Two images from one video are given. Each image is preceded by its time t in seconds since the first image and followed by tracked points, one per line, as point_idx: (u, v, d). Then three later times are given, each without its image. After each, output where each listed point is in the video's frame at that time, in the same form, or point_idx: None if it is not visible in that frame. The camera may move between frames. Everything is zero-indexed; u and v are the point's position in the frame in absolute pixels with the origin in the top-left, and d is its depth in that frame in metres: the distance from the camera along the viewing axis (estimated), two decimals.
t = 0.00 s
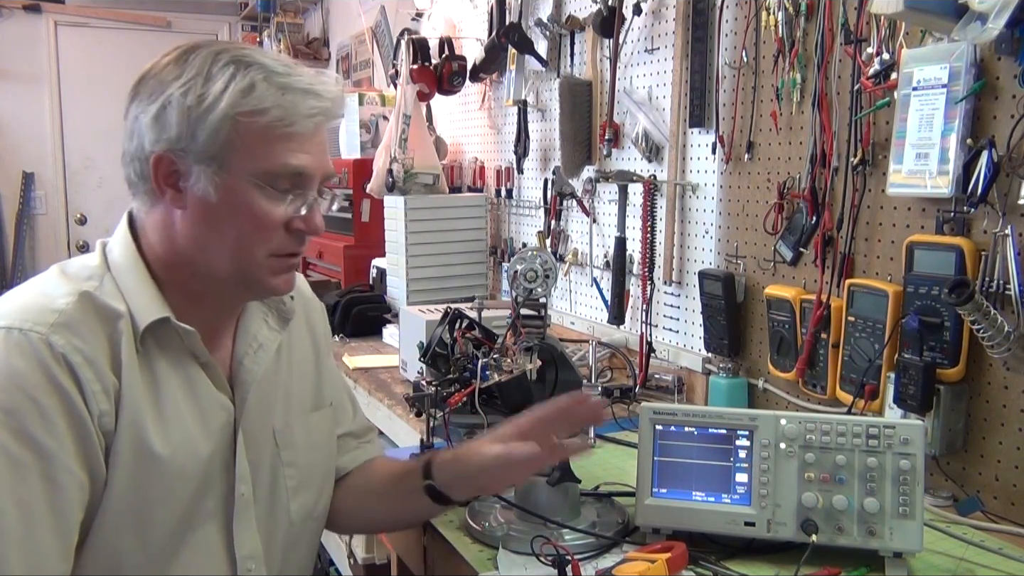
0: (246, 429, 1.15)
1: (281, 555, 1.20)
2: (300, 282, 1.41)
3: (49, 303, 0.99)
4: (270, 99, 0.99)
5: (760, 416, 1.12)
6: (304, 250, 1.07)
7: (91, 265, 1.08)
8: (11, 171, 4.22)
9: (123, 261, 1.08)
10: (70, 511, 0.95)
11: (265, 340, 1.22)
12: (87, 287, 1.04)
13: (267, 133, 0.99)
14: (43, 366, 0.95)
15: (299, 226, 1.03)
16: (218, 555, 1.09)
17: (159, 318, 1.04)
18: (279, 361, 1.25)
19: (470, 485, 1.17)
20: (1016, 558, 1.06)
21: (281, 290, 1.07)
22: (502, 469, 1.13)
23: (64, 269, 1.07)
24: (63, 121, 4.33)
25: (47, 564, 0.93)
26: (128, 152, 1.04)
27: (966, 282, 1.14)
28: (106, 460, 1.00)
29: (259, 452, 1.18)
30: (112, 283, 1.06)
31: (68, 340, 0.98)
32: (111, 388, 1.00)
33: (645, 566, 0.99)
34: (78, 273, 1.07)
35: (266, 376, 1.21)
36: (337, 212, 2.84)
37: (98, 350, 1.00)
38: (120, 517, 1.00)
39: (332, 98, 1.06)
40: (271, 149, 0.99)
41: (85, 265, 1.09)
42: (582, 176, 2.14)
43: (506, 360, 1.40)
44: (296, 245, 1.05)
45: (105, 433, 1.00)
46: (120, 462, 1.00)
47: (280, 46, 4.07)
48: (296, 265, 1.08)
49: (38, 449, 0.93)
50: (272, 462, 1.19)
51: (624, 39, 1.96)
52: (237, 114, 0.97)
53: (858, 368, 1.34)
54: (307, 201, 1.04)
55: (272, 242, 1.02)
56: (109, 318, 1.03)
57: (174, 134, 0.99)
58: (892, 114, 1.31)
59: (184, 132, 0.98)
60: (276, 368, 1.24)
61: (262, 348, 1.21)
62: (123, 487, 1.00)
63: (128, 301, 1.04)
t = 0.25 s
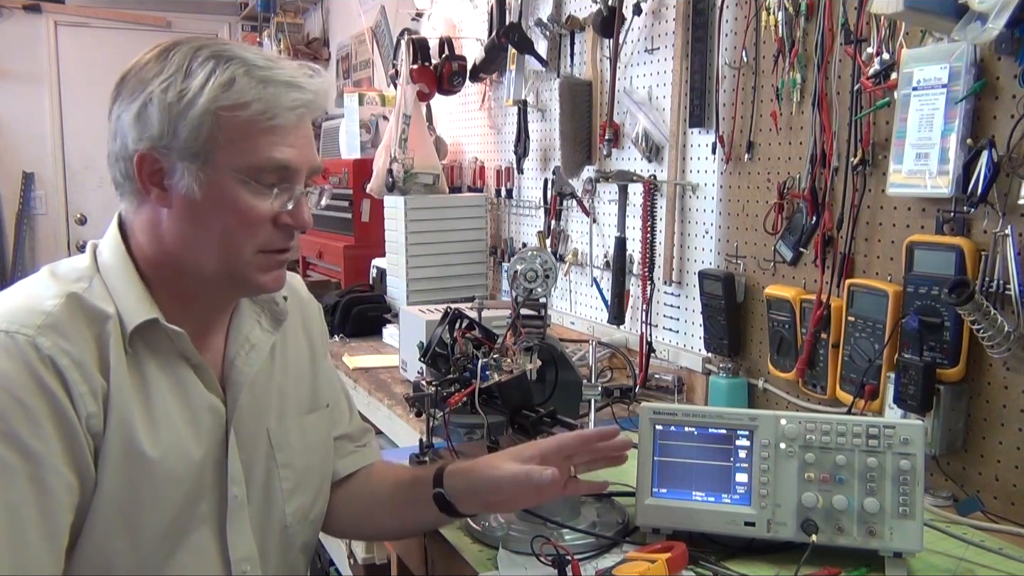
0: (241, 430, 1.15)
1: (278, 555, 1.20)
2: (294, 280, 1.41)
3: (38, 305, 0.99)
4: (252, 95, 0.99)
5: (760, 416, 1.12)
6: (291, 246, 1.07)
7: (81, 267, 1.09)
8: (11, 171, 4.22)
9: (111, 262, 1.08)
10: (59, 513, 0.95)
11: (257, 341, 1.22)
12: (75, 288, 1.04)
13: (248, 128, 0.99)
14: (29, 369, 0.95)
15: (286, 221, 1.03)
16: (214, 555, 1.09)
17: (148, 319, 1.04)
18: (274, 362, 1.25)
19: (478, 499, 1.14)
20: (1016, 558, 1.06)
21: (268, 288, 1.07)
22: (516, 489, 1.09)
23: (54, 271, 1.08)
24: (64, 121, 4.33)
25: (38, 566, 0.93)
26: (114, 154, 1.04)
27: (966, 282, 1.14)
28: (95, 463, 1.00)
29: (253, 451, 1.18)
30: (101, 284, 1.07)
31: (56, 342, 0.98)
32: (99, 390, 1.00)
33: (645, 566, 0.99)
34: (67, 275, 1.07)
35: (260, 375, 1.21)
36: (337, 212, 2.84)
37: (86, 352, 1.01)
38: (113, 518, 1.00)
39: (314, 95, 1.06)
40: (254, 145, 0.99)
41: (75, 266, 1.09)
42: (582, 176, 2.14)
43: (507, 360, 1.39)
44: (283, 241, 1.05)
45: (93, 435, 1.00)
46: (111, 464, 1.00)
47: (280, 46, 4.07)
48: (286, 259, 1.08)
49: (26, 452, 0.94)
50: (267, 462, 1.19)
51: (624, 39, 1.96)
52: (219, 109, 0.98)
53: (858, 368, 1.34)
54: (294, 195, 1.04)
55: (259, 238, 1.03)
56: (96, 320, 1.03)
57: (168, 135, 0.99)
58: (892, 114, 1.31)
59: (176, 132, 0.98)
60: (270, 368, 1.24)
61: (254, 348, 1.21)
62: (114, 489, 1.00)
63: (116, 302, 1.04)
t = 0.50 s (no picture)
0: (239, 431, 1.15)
1: (277, 555, 1.20)
2: (292, 280, 1.41)
3: (33, 306, 0.99)
4: (254, 98, 0.99)
5: (761, 416, 1.12)
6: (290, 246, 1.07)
7: (77, 268, 1.09)
8: (11, 171, 4.22)
9: (107, 264, 1.08)
10: (55, 514, 0.95)
11: (254, 341, 1.22)
12: (70, 290, 1.04)
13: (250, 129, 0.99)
14: (23, 371, 0.95)
15: (285, 221, 1.04)
16: (213, 556, 1.09)
17: (144, 320, 1.04)
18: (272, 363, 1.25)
19: (476, 498, 1.14)
20: (1016, 558, 1.06)
21: (263, 287, 1.07)
22: (511, 489, 1.08)
23: (50, 272, 1.08)
24: (63, 120, 4.33)
25: (35, 567, 0.93)
26: (110, 155, 1.04)
27: (966, 282, 1.14)
28: (91, 464, 1.00)
29: (251, 451, 1.17)
30: (96, 285, 1.07)
31: (50, 344, 0.98)
32: (95, 392, 1.00)
33: (645, 566, 0.99)
34: (63, 276, 1.07)
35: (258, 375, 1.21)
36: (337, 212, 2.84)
37: (81, 354, 1.01)
38: (111, 519, 1.00)
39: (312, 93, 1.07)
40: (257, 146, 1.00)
41: (71, 267, 1.09)
42: (582, 176, 2.14)
43: (507, 360, 1.39)
44: (282, 241, 1.05)
45: (89, 437, 1.00)
46: (107, 466, 1.00)
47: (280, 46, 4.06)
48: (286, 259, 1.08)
49: (21, 453, 0.94)
50: (265, 462, 1.19)
51: (624, 39, 1.96)
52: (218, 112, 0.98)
53: (858, 368, 1.34)
54: (293, 195, 1.04)
55: (260, 239, 1.03)
56: (91, 321, 1.03)
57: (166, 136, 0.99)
58: (892, 114, 1.31)
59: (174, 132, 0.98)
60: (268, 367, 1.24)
61: (252, 349, 1.21)
62: (110, 490, 1.00)
63: (112, 304, 1.04)
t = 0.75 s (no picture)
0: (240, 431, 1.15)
1: (278, 555, 1.20)
2: (294, 281, 1.41)
3: (35, 306, 0.99)
4: (216, 89, 0.99)
5: (761, 416, 1.12)
6: (252, 238, 1.04)
7: (79, 267, 1.09)
8: (11, 172, 4.22)
9: (110, 263, 1.08)
10: (57, 513, 0.95)
11: (255, 341, 1.22)
12: (73, 289, 1.04)
13: (212, 119, 0.99)
14: (26, 369, 0.95)
15: (241, 210, 1.01)
16: (213, 555, 1.09)
17: (145, 319, 1.04)
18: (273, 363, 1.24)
19: (475, 498, 1.14)
20: (1016, 558, 1.06)
21: (237, 283, 1.05)
22: (511, 485, 1.09)
23: (52, 271, 1.08)
24: (63, 120, 4.32)
25: (36, 566, 0.93)
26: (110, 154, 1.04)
27: (966, 282, 1.14)
28: (93, 463, 1.00)
29: (251, 451, 1.17)
30: (99, 284, 1.07)
31: (53, 343, 0.98)
32: (97, 391, 1.00)
33: (645, 566, 0.99)
34: (65, 275, 1.07)
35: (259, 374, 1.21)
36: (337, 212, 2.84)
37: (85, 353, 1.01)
38: (111, 519, 1.00)
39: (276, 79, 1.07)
40: (218, 134, 0.99)
41: (73, 266, 1.09)
42: (582, 176, 2.14)
43: (507, 360, 1.39)
44: (241, 232, 1.02)
45: (91, 436, 1.00)
46: (109, 465, 1.00)
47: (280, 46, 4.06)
48: (256, 257, 1.05)
49: (23, 452, 0.94)
50: (266, 462, 1.19)
51: (624, 39, 1.96)
52: (180, 105, 0.99)
53: (858, 368, 1.34)
54: (248, 184, 1.01)
55: (217, 229, 1.00)
56: (95, 320, 1.03)
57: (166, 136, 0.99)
58: (892, 114, 1.31)
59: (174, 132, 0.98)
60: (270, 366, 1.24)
61: (253, 349, 1.21)
62: (112, 490, 1.00)
63: (113, 302, 1.04)
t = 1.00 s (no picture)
0: (242, 430, 1.15)
1: (278, 555, 1.20)
2: (297, 279, 1.41)
3: (38, 304, 0.99)
4: (176, 75, 1.00)
5: (761, 416, 1.12)
6: (227, 229, 1.05)
7: (82, 265, 1.09)
8: (11, 172, 4.22)
9: (112, 261, 1.09)
10: (58, 511, 0.95)
11: (256, 339, 1.23)
12: (77, 287, 1.04)
13: (174, 106, 1.00)
14: (29, 368, 0.95)
15: (210, 199, 1.02)
16: (213, 555, 1.09)
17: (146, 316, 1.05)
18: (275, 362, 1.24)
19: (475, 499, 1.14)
20: (1016, 558, 1.05)
21: (218, 276, 1.06)
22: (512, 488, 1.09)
23: (55, 270, 1.08)
24: (63, 120, 4.32)
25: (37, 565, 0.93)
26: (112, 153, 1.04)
27: (966, 282, 1.14)
28: (95, 462, 0.99)
29: (254, 449, 1.17)
30: (102, 282, 1.07)
31: (56, 341, 0.98)
32: (100, 390, 1.00)
33: (645, 566, 0.99)
34: (69, 273, 1.08)
35: (261, 372, 1.21)
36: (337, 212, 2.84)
37: (88, 352, 1.01)
38: (112, 518, 1.00)
39: (243, 62, 1.05)
40: (184, 125, 1.01)
41: (76, 265, 1.10)
42: (582, 176, 2.14)
43: (507, 360, 1.39)
44: (215, 223, 1.04)
45: (94, 434, 1.00)
46: (110, 464, 1.00)
47: (280, 47, 4.07)
48: (235, 249, 1.06)
49: (26, 450, 0.94)
50: (269, 460, 1.18)
51: (624, 39, 1.96)
52: (147, 99, 1.01)
53: (858, 368, 1.34)
54: (216, 175, 1.03)
55: (191, 221, 1.02)
56: (98, 318, 1.03)
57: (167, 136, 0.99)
58: (892, 114, 1.31)
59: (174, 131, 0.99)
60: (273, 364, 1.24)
61: (253, 348, 1.21)
62: (113, 489, 1.00)
63: (115, 299, 1.05)
